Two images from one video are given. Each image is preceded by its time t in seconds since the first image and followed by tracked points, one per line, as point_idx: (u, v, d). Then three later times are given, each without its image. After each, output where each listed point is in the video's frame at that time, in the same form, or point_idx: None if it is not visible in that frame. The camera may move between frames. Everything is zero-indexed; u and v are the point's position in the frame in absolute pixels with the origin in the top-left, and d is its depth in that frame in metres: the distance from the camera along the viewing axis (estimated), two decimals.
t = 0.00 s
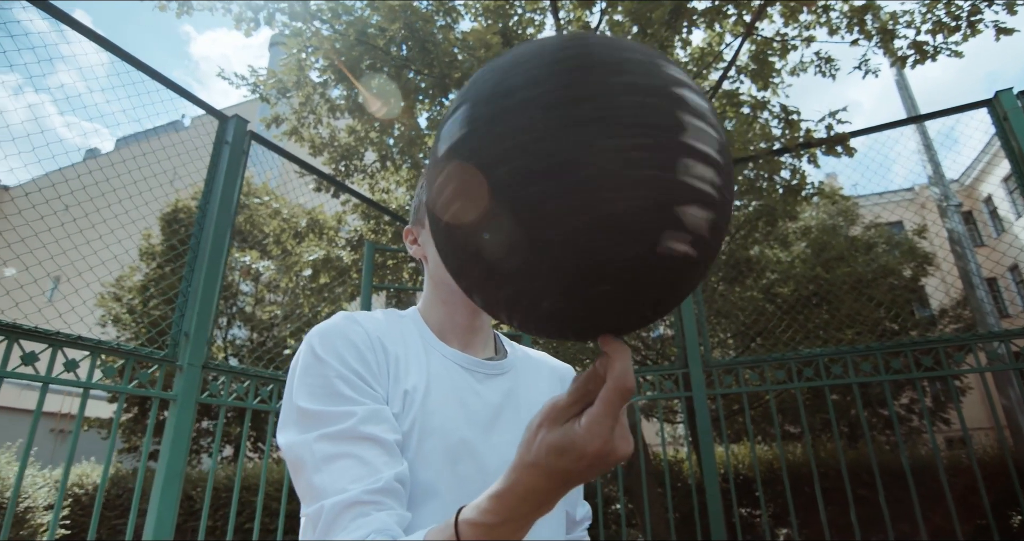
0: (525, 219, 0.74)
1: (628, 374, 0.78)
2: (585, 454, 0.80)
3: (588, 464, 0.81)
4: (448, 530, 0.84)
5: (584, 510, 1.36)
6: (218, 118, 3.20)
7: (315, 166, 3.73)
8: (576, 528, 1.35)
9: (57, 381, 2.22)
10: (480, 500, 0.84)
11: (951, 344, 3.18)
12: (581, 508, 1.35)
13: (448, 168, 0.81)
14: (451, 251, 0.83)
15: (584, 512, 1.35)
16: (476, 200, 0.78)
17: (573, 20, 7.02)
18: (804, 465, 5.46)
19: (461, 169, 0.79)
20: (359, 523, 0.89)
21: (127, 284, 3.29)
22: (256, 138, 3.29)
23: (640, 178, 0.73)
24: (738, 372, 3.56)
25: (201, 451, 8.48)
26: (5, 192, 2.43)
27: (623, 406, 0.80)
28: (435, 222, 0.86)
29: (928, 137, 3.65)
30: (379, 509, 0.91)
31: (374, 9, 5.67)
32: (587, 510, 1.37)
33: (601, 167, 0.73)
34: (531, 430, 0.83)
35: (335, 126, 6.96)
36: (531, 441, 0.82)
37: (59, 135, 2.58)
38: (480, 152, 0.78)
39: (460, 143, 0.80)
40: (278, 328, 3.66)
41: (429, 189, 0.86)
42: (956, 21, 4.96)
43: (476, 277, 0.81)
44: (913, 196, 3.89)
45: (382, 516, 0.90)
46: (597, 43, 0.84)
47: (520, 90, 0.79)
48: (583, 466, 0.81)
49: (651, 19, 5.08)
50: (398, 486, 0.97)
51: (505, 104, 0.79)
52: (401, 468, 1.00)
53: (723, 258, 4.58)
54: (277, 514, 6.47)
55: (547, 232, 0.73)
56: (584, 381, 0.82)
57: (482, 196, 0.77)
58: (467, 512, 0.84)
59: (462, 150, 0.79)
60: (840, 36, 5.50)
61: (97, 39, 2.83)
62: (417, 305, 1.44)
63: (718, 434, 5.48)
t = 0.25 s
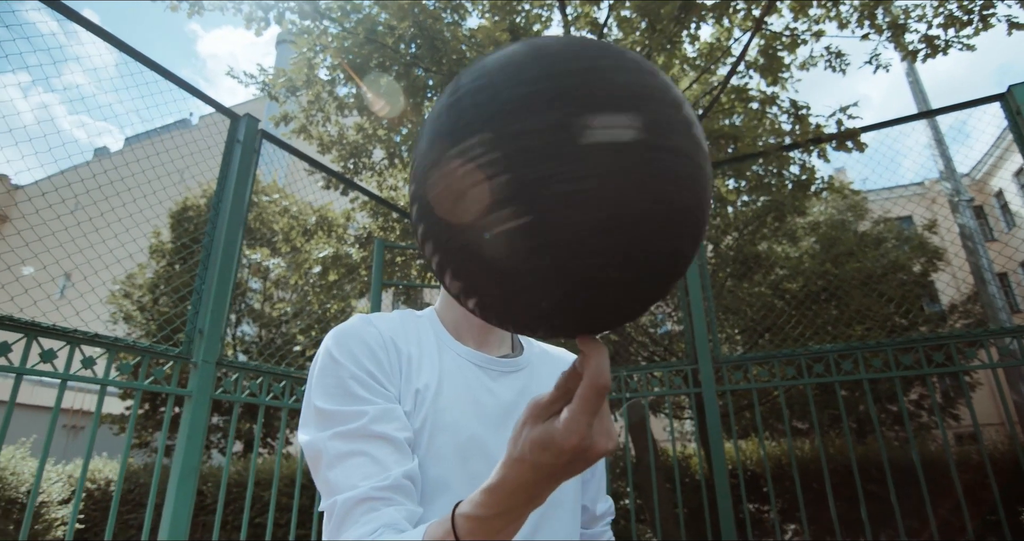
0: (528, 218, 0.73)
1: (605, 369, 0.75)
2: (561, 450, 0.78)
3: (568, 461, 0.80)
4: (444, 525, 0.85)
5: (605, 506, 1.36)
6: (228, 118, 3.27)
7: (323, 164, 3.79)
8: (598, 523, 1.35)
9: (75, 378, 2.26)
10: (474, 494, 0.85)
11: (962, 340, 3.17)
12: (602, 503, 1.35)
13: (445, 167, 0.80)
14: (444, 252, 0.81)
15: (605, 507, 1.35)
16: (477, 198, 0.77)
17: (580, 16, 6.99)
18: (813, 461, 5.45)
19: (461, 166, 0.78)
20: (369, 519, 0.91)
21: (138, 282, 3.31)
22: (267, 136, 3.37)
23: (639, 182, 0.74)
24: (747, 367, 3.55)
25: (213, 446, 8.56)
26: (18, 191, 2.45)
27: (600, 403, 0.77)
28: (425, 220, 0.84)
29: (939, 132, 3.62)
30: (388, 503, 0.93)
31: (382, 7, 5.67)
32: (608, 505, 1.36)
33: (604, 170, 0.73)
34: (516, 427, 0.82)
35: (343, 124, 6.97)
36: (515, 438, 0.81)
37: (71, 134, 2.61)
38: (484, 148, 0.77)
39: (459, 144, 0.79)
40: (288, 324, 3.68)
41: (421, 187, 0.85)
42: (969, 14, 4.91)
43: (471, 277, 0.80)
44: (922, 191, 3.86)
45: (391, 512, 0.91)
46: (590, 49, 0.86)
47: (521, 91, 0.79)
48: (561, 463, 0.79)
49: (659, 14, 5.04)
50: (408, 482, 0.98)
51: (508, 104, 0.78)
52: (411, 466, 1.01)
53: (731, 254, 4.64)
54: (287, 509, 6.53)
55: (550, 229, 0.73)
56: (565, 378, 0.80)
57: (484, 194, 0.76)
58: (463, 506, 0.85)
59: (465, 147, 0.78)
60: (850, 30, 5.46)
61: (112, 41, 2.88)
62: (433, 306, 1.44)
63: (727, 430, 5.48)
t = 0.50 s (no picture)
0: (528, 218, 0.67)
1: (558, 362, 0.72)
2: (523, 446, 0.72)
3: (536, 457, 0.74)
4: (434, 515, 0.82)
5: (623, 497, 1.37)
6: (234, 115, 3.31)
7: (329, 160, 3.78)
8: (617, 515, 1.35)
9: (88, 375, 2.29)
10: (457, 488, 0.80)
11: (969, 333, 3.17)
12: (618, 497, 1.35)
13: (434, 162, 0.72)
14: (429, 256, 0.73)
15: (622, 500, 1.35)
16: (474, 197, 0.69)
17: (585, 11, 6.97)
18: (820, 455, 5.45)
19: (453, 162, 0.70)
20: (374, 513, 0.91)
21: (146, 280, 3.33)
22: (274, 134, 3.41)
23: (636, 181, 0.70)
24: (755, 361, 3.54)
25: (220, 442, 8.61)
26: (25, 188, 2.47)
27: (558, 391, 0.73)
28: (406, 220, 0.75)
29: (946, 125, 3.60)
30: (393, 499, 0.93)
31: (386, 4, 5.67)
32: (626, 498, 1.37)
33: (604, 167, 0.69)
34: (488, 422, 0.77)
35: (348, 121, 6.97)
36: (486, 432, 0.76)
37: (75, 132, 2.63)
38: (478, 143, 0.69)
39: (449, 137, 0.71)
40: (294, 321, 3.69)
41: (399, 183, 0.76)
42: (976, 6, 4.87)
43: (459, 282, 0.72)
44: (928, 184, 3.86)
45: (395, 506, 0.92)
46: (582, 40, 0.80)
47: (514, 82, 0.72)
48: (530, 460, 0.74)
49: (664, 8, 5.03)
50: (415, 479, 0.98)
51: (501, 95, 0.72)
52: (417, 463, 1.01)
53: (737, 249, 4.78)
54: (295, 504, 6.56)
55: (554, 232, 0.67)
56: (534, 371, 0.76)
57: (482, 192, 0.69)
58: (449, 498, 0.80)
59: (456, 140, 0.70)
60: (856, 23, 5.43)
61: (120, 40, 2.91)
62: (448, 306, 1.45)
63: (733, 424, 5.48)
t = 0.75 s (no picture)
0: (530, 219, 0.63)
1: (504, 341, 0.65)
2: (477, 431, 0.66)
3: (493, 448, 0.67)
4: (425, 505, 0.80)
5: (644, 486, 1.36)
6: (241, 115, 3.36)
7: (334, 159, 3.82)
8: (636, 505, 1.35)
9: (102, 374, 2.34)
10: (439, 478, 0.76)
11: (975, 323, 3.16)
12: (638, 488, 1.34)
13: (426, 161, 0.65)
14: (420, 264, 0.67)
15: (641, 491, 1.34)
16: (474, 199, 0.64)
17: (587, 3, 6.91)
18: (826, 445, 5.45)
19: (449, 160, 0.64)
20: (383, 505, 0.92)
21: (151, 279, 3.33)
22: (279, 133, 3.46)
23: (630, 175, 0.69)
24: (760, 353, 3.55)
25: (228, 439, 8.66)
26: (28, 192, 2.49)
27: (507, 372, 0.66)
28: (392, 223, 0.68)
29: (951, 114, 3.58)
30: (400, 491, 0.94)
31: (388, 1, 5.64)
32: (647, 487, 1.36)
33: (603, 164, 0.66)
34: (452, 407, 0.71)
35: (351, 117, 6.95)
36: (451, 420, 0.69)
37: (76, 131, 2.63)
38: (477, 140, 0.64)
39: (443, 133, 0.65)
40: (301, 318, 3.71)
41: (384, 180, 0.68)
42: None
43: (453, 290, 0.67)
44: (933, 173, 3.83)
45: (403, 499, 0.92)
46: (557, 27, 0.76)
47: (510, 73, 0.67)
48: (487, 450, 0.67)
49: None
50: (424, 472, 0.98)
51: (498, 90, 0.66)
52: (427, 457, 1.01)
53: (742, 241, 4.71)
54: (303, 501, 6.60)
55: (559, 236, 0.64)
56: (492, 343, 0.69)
57: (483, 193, 0.63)
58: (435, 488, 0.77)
59: (453, 137, 0.64)
60: (861, 12, 5.38)
61: (127, 41, 2.92)
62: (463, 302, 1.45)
63: (739, 416, 5.49)
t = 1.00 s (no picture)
0: (525, 212, 0.66)
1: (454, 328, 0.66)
2: (443, 419, 0.66)
3: (462, 436, 0.67)
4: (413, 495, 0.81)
5: (662, 477, 1.33)
6: (246, 113, 3.37)
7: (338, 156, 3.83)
8: (654, 496, 1.32)
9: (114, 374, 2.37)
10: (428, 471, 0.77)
11: (982, 313, 3.15)
12: (656, 478, 1.31)
13: (423, 160, 0.65)
14: (414, 263, 0.67)
15: (658, 481, 1.31)
16: (474, 197, 0.65)
17: None
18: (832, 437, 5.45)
19: (448, 160, 0.65)
20: (393, 495, 0.93)
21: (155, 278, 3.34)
22: (284, 131, 3.47)
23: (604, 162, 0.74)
24: (766, 346, 3.55)
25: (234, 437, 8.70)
26: (30, 192, 2.50)
27: (463, 359, 0.66)
28: (383, 223, 0.67)
29: (955, 104, 3.57)
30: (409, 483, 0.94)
31: None
32: (666, 478, 1.33)
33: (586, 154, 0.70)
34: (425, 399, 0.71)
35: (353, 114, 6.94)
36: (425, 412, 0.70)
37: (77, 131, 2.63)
38: (471, 139, 0.65)
39: (441, 132, 0.65)
40: (307, 316, 3.73)
41: (374, 179, 0.67)
42: None
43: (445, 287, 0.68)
44: (937, 164, 3.82)
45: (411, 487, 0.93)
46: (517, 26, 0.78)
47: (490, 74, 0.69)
48: (457, 439, 0.67)
49: None
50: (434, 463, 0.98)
51: (491, 91, 0.68)
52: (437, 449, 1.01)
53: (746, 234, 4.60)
54: (311, 497, 6.64)
55: (550, 227, 0.67)
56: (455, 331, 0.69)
57: (482, 191, 0.65)
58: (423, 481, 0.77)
59: (451, 136, 0.65)
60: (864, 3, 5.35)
61: (129, 39, 2.92)
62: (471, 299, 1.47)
63: (745, 409, 5.49)
